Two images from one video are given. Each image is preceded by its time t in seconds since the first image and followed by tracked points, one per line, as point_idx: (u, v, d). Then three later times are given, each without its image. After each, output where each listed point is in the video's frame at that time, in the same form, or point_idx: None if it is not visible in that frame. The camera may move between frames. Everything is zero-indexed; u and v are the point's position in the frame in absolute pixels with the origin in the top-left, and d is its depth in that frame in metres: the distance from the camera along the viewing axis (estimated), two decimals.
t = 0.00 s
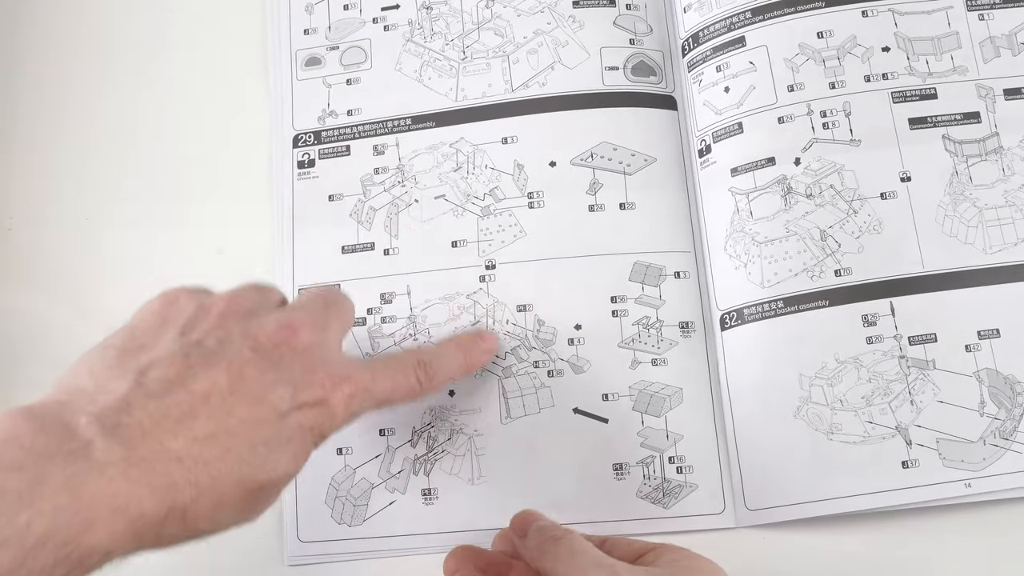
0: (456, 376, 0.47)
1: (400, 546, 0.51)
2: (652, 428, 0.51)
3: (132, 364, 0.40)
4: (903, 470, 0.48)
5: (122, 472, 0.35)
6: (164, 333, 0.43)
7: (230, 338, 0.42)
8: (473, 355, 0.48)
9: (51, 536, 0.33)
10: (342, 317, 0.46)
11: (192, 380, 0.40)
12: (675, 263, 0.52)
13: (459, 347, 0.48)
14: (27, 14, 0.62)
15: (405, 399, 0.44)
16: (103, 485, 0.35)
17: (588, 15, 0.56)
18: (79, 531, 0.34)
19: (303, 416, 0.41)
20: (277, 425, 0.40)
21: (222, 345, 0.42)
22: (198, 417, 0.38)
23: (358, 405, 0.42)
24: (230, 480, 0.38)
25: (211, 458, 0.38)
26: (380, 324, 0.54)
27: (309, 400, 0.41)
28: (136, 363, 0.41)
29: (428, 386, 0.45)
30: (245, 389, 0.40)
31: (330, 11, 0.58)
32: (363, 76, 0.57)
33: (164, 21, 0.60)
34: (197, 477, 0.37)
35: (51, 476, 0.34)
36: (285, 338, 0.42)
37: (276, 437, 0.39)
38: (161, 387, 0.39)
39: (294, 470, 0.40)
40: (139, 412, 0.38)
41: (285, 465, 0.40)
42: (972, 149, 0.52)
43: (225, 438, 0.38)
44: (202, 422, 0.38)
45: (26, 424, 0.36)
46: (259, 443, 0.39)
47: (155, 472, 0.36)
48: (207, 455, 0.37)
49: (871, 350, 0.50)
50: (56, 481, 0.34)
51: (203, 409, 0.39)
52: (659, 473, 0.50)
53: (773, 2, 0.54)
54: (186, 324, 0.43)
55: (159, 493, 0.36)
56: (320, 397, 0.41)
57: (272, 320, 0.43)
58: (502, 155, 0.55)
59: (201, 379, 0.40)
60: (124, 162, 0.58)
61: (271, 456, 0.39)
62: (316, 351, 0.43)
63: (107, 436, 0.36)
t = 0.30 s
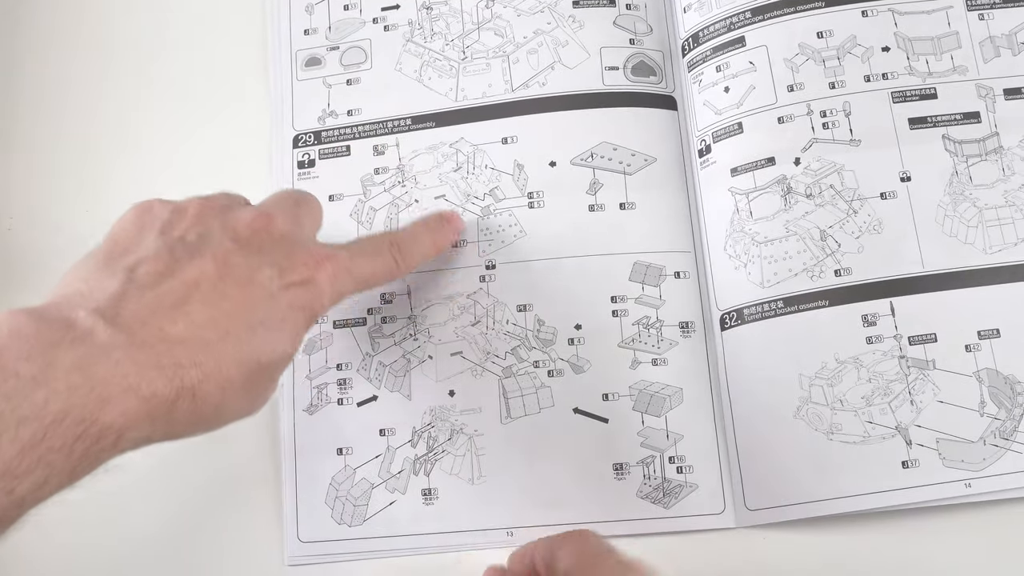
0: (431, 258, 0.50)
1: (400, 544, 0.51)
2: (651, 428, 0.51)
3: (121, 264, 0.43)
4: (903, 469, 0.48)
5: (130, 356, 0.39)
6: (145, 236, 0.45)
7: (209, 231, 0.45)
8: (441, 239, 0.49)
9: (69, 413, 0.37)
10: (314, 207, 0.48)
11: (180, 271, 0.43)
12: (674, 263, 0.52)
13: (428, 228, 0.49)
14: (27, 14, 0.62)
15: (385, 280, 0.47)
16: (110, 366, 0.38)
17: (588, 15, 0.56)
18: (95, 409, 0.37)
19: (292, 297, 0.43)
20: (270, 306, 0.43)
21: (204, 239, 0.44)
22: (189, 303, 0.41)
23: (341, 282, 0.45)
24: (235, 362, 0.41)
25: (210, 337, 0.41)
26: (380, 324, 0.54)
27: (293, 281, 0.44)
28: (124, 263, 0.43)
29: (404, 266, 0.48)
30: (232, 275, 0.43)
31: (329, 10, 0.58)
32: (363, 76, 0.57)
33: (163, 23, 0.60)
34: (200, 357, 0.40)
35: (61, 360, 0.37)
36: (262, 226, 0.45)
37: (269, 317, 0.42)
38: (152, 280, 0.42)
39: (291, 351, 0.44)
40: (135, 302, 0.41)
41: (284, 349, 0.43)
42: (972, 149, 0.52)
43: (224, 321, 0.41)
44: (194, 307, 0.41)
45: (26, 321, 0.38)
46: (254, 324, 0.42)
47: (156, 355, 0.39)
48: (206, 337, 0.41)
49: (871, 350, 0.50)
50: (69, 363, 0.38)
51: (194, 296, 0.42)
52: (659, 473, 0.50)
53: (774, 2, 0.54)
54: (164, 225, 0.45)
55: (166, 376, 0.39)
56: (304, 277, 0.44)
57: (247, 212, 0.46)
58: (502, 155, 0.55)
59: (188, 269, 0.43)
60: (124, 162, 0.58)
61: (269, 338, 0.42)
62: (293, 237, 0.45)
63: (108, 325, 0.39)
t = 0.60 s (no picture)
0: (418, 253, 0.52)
1: (400, 545, 0.51)
2: (651, 428, 0.51)
3: (113, 270, 0.43)
4: (903, 469, 0.48)
5: (128, 355, 0.39)
6: (138, 240, 0.45)
7: (201, 233, 0.45)
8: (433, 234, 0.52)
9: (70, 410, 0.36)
10: (303, 208, 0.49)
11: (172, 272, 0.43)
12: (674, 264, 0.52)
13: (418, 225, 0.52)
14: (27, 14, 0.62)
15: (375, 274, 0.49)
16: (107, 365, 0.38)
17: (587, 16, 0.56)
18: (96, 406, 0.37)
19: (287, 292, 0.44)
20: (266, 300, 0.43)
21: (195, 240, 0.45)
22: (184, 301, 0.42)
23: (334, 277, 0.47)
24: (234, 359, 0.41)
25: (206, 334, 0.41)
26: (380, 325, 0.54)
27: (287, 277, 0.44)
28: (118, 267, 0.43)
29: (393, 259, 0.50)
30: (226, 273, 0.43)
31: (329, 11, 0.58)
32: (363, 76, 0.57)
33: (163, 23, 0.60)
34: (197, 356, 0.40)
35: (58, 361, 0.37)
36: (253, 226, 0.46)
37: (265, 314, 0.43)
38: (145, 282, 0.42)
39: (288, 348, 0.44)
40: (130, 303, 0.41)
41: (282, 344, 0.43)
42: (972, 149, 0.52)
43: (221, 320, 0.41)
44: (188, 304, 0.41)
45: (26, 325, 0.38)
46: (251, 321, 0.42)
47: (153, 353, 0.39)
48: (203, 335, 0.41)
49: (871, 351, 0.50)
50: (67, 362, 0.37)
51: (188, 294, 0.42)
52: (659, 474, 0.50)
53: (773, 2, 0.54)
54: (158, 230, 0.45)
55: (164, 375, 0.39)
56: (298, 274, 0.45)
57: (238, 213, 0.46)
58: (502, 155, 0.55)
59: (181, 269, 0.43)
60: (123, 162, 0.58)
61: (267, 335, 0.43)
62: (285, 235, 0.46)
63: (105, 325, 0.39)
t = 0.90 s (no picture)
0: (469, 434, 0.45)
1: (400, 546, 0.51)
2: (651, 429, 0.51)
3: (133, 416, 0.40)
4: (903, 469, 0.48)
5: (115, 532, 0.36)
6: (168, 386, 0.42)
7: (231, 394, 0.41)
8: (483, 417, 0.45)
9: None
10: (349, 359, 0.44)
11: (188, 439, 0.39)
12: (674, 265, 0.53)
13: (470, 403, 0.46)
14: (27, 14, 0.62)
15: (409, 460, 0.42)
16: (96, 542, 0.35)
17: (587, 15, 0.56)
18: None
19: (296, 479, 0.40)
20: (264, 490, 0.39)
21: (223, 403, 0.41)
22: (188, 479, 0.38)
23: (355, 471, 0.41)
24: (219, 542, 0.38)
25: (200, 520, 0.37)
26: (380, 325, 0.54)
27: (301, 468, 0.40)
28: (137, 413, 0.40)
29: (432, 444, 0.43)
30: (239, 457, 0.39)
31: (329, 11, 0.58)
32: (363, 77, 0.57)
33: (163, 23, 0.60)
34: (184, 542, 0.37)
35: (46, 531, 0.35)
36: (288, 396, 0.41)
37: (263, 504, 0.39)
38: (159, 445, 0.39)
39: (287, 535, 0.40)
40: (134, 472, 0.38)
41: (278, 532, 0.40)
42: (972, 150, 0.52)
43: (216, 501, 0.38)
44: (191, 482, 0.38)
45: (26, 476, 0.36)
46: (248, 509, 0.38)
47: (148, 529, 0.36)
48: (195, 511, 0.37)
49: (871, 350, 0.50)
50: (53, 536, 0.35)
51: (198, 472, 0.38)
52: (658, 474, 0.50)
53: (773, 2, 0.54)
54: (193, 376, 0.42)
55: (145, 555, 0.36)
56: (312, 463, 0.40)
57: (277, 378, 0.42)
58: (501, 156, 0.55)
59: (198, 437, 0.39)
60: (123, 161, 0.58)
61: (259, 522, 0.39)
62: (319, 413, 0.41)
63: (101, 493, 0.37)
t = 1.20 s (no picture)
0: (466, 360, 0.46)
1: (400, 545, 0.51)
2: (651, 429, 0.51)
3: (127, 358, 0.42)
4: (903, 469, 0.48)
5: (116, 464, 0.38)
6: (163, 326, 0.44)
7: (224, 334, 0.43)
8: (485, 343, 0.46)
9: (58, 525, 0.35)
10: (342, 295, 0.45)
11: (183, 379, 0.41)
12: (674, 265, 0.53)
13: (468, 331, 0.46)
14: (27, 14, 0.62)
15: (402, 391, 0.44)
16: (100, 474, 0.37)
17: (587, 15, 0.56)
18: (80, 523, 0.36)
19: (292, 416, 0.42)
20: (260, 425, 0.41)
21: (217, 342, 0.43)
22: (186, 413, 0.40)
23: (347, 404, 0.43)
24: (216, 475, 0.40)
25: (198, 456, 0.40)
26: (380, 326, 0.54)
27: (294, 403, 0.42)
28: (131, 354, 0.42)
29: (424, 376, 0.45)
30: (233, 395, 0.41)
31: (330, 11, 0.58)
32: (363, 77, 0.58)
33: (163, 23, 0.60)
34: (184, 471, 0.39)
35: (53, 467, 0.36)
36: (280, 336, 0.43)
37: (258, 438, 0.41)
38: (154, 384, 0.41)
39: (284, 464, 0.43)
40: (131, 409, 0.40)
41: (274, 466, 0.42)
42: (972, 150, 0.52)
43: (211, 434, 0.40)
44: (189, 416, 0.40)
45: (30, 417, 0.38)
46: (243, 443, 0.41)
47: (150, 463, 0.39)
48: (194, 446, 0.40)
49: (871, 350, 0.50)
50: (60, 475, 0.36)
51: (197, 411, 0.40)
52: (658, 473, 0.50)
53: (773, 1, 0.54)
54: (185, 317, 0.44)
55: (147, 485, 0.38)
56: (306, 399, 0.42)
57: (269, 319, 0.43)
58: (502, 156, 0.55)
59: (193, 377, 0.41)
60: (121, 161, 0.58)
61: (256, 454, 0.41)
62: (311, 351, 0.43)
63: (103, 434, 0.39)
